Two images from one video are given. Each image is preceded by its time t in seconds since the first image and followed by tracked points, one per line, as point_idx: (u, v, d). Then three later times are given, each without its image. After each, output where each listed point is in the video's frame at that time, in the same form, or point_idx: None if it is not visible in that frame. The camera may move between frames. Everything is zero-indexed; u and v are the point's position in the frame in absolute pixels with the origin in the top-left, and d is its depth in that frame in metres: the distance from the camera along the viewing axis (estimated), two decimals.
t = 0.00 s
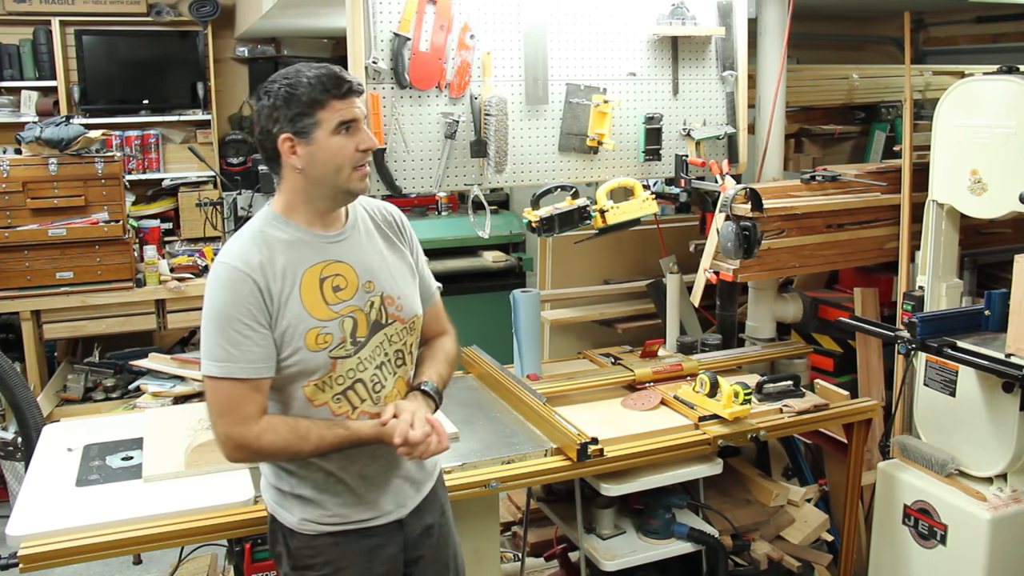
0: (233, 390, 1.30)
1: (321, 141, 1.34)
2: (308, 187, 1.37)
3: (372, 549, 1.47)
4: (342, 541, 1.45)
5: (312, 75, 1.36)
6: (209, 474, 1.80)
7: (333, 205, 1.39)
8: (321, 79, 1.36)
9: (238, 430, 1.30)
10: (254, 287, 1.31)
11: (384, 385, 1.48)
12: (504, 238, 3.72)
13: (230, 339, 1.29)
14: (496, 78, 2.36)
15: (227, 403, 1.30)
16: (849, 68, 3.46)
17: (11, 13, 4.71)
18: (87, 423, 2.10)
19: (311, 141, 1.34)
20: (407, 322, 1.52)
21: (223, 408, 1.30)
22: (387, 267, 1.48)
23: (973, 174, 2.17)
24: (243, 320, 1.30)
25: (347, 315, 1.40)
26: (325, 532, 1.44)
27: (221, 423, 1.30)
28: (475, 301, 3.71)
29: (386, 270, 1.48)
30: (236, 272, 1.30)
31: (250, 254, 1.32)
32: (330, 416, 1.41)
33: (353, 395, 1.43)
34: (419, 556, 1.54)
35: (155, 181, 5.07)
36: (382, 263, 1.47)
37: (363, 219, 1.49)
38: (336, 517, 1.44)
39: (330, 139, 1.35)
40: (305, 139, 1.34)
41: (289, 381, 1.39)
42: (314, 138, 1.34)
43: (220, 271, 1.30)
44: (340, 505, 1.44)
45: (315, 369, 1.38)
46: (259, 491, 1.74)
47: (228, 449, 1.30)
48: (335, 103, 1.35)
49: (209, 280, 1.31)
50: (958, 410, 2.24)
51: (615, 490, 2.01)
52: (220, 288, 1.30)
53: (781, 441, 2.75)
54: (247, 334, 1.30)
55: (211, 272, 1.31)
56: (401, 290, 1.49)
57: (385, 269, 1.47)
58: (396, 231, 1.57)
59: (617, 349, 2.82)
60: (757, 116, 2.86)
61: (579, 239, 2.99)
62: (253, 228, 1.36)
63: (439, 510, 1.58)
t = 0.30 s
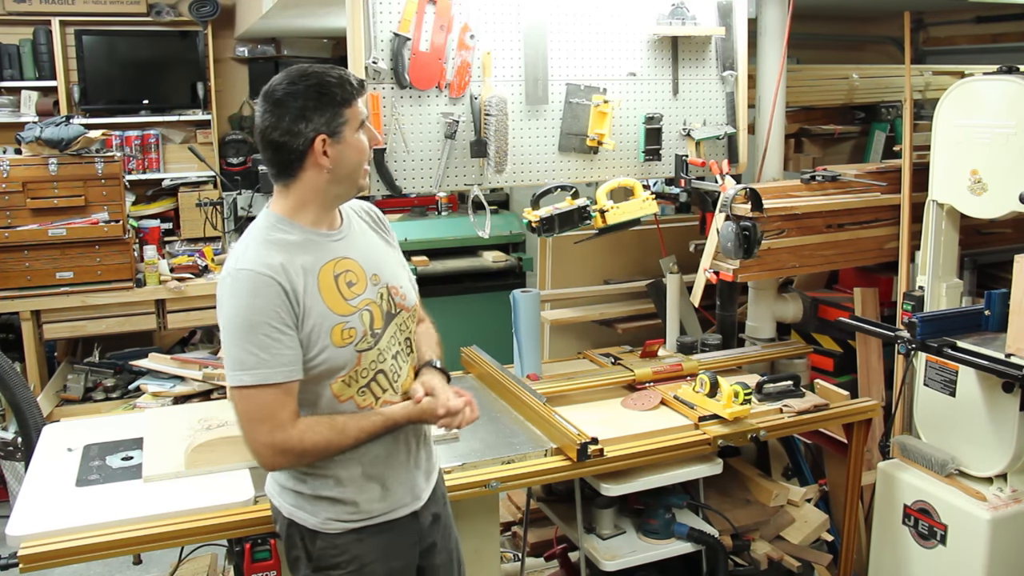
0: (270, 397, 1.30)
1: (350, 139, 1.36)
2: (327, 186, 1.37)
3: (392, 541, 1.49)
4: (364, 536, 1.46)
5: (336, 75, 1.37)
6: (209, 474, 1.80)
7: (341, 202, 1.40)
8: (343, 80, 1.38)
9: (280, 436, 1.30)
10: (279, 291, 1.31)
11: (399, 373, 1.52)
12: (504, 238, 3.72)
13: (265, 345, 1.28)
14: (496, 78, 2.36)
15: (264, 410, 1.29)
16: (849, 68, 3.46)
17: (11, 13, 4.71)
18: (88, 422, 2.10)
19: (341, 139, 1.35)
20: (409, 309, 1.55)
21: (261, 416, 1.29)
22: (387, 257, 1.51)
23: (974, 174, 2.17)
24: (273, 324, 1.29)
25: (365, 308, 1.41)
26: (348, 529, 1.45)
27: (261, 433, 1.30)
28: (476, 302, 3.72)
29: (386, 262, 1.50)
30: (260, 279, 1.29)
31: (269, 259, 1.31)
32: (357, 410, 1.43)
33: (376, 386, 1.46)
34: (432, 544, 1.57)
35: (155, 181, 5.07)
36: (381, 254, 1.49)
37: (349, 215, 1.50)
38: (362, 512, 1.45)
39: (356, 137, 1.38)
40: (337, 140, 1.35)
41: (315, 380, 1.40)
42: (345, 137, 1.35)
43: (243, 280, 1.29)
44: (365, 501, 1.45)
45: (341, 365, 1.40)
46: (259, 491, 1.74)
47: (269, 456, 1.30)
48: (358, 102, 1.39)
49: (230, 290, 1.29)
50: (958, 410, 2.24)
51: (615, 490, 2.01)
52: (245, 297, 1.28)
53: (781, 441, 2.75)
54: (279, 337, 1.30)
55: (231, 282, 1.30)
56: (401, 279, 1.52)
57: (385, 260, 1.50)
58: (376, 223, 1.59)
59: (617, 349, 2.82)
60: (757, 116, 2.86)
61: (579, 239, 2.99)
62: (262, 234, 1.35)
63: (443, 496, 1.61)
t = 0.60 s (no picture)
0: (278, 398, 1.30)
1: (342, 143, 1.36)
2: (319, 188, 1.37)
3: (396, 534, 1.49)
4: (368, 529, 1.46)
5: (332, 79, 1.37)
6: (208, 474, 1.80)
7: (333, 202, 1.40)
8: (339, 84, 1.38)
9: (294, 436, 1.31)
10: (284, 293, 1.30)
11: (398, 366, 1.53)
12: (504, 238, 3.72)
13: (271, 347, 1.28)
14: (496, 78, 2.36)
15: (275, 411, 1.29)
16: (849, 68, 3.46)
17: (11, 13, 4.71)
18: (88, 422, 2.10)
19: (334, 143, 1.35)
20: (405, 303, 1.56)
21: (271, 418, 1.29)
22: (380, 253, 1.51)
23: (974, 174, 2.17)
24: (278, 325, 1.29)
25: (365, 305, 1.42)
26: (351, 523, 1.45)
27: (273, 434, 1.30)
28: (477, 302, 3.72)
29: (381, 258, 1.51)
30: (264, 281, 1.29)
31: (271, 261, 1.31)
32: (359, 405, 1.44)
33: (377, 380, 1.47)
34: (434, 536, 1.58)
35: (155, 181, 5.07)
36: (375, 250, 1.50)
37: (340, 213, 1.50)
38: (365, 506, 1.45)
39: (349, 141, 1.37)
40: (329, 142, 1.35)
41: (319, 379, 1.40)
42: (338, 141, 1.35)
43: (246, 284, 1.28)
44: (368, 495, 1.45)
45: (343, 363, 1.40)
46: (259, 491, 1.74)
47: (285, 457, 1.31)
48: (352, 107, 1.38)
49: (232, 295, 1.29)
50: (958, 410, 2.24)
51: (615, 490, 2.01)
52: (251, 300, 1.28)
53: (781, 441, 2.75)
54: (285, 338, 1.30)
55: (233, 287, 1.29)
56: (396, 274, 1.53)
57: (379, 256, 1.50)
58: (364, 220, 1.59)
59: (617, 349, 2.82)
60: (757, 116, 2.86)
61: (579, 239, 2.99)
62: (260, 238, 1.34)
63: (444, 490, 1.62)
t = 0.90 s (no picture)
0: (237, 381, 1.32)
1: (266, 166, 1.38)
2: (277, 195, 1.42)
3: (382, 533, 1.49)
4: (352, 526, 1.47)
5: (252, 104, 1.36)
6: (208, 474, 1.80)
7: (308, 214, 1.42)
8: (262, 108, 1.35)
9: (243, 419, 1.31)
10: (255, 281, 1.35)
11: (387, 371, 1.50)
12: (503, 238, 3.72)
13: (235, 331, 1.32)
14: (496, 78, 2.36)
15: (234, 393, 1.32)
16: (849, 68, 3.46)
17: (11, 13, 4.71)
18: (87, 422, 2.10)
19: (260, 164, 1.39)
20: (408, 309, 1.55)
21: (229, 398, 1.32)
22: (385, 258, 1.52)
23: (973, 174, 2.17)
24: (245, 312, 1.34)
25: (348, 305, 1.44)
26: (334, 518, 1.46)
27: (228, 413, 1.32)
28: (475, 300, 3.71)
29: (383, 263, 1.52)
30: (239, 268, 1.34)
31: (251, 251, 1.36)
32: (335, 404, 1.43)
33: (358, 382, 1.46)
34: (427, 540, 1.57)
35: (155, 181, 5.07)
36: (379, 254, 1.52)
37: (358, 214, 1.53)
38: (347, 503, 1.46)
39: (272, 167, 1.37)
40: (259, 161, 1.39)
41: (295, 372, 1.42)
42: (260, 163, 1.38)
43: (224, 268, 1.34)
44: (350, 492, 1.46)
45: (319, 359, 1.42)
46: (259, 491, 1.74)
47: (236, 438, 1.31)
48: (269, 135, 1.35)
49: (213, 278, 1.36)
50: (958, 410, 2.24)
51: (615, 490, 2.01)
52: (223, 284, 1.34)
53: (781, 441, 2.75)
54: (250, 326, 1.33)
55: (212, 271, 1.36)
56: (400, 280, 1.53)
57: (383, 260, 1.52)
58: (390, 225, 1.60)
59: (617, 349, 2.82)
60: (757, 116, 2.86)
61: (579, 239, 2.99)
62: (252, 229, 1.41)
63: (444, 494, 1.60)
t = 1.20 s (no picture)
0: (212, 369, 1.38)
1: (268, 157, 1.41)
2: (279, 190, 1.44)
3: (366, 527, 1.50)
4: (336, 517, 1.49)
5: (252, 97, 1.40)
6: (208, 474, 1.80)
7: (309, 208, 1.44)
8: (263, 99, 1.40)
9: (208, 405, 1.38)
10: (242, 277, 1.39)
11: (375, 372, 1.50)
12: (504, 238, 3.72)
13: (220, 322, 1.37)
14: (496, 78, 2.36)
15: (210, 381, 1.38)
16: (849, 68, 3.46)
17: (11, 13, 4.70)
18: (88, 422, 2.10)
19: (262, 156, 1.42)
20: (405, 313, 1.54)
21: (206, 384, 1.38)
22: (387, 260, 1.52)
23: (973, 174, 2.17)
24: (230, 305, 1.38)
25: (336, 305, 1.45)
26: (318, 508, 1.49)
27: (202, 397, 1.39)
28: (475, 300, 3.71)
29: (383, 264, 1.51)
30: (229, 262, 1.38)
31: (244, 246, 1.40)
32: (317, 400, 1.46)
33: (340, 381, 1.47)
34: (417, 539, 1.57)
35: (155, 181, 5.07)
36: (379, 255, 1.51)
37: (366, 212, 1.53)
38: (330, 495, 1.48)
39: (273, 156, 1.40)
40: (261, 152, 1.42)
41: (280, 366, 1.45)
42: (263, 155, 1.42)
43: (216, 261, 1.39)
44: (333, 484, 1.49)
45: (302, 356, 1.44)
46: (259, 491, 1.74)
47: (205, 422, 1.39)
48: (268, 124, 1.39)
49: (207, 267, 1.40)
50: (958, 410, 2.24)
51: (615, 490, 2.01)
52: (213, 275, 1.38)
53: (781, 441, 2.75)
54: (231, 319, 1.37)
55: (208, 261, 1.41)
56: (397, 282, 1.53)
57: (382, 261, 1.51)
58: (400, 222, 1.58)
59: (617, 349, 2.82)
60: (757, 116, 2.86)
61: (579, 239, 2.99)
62: (255, 221, 1.44)
63: (439, 496, 1.60)
